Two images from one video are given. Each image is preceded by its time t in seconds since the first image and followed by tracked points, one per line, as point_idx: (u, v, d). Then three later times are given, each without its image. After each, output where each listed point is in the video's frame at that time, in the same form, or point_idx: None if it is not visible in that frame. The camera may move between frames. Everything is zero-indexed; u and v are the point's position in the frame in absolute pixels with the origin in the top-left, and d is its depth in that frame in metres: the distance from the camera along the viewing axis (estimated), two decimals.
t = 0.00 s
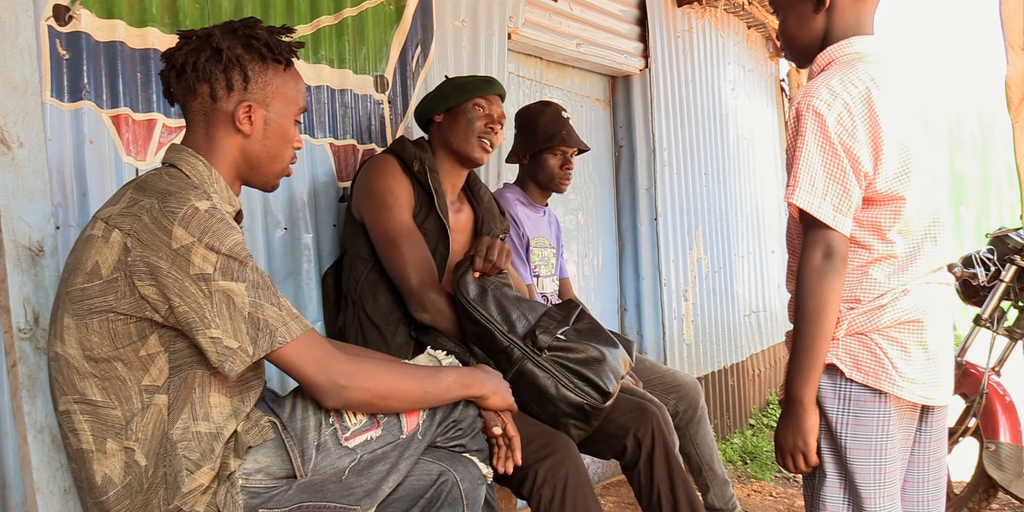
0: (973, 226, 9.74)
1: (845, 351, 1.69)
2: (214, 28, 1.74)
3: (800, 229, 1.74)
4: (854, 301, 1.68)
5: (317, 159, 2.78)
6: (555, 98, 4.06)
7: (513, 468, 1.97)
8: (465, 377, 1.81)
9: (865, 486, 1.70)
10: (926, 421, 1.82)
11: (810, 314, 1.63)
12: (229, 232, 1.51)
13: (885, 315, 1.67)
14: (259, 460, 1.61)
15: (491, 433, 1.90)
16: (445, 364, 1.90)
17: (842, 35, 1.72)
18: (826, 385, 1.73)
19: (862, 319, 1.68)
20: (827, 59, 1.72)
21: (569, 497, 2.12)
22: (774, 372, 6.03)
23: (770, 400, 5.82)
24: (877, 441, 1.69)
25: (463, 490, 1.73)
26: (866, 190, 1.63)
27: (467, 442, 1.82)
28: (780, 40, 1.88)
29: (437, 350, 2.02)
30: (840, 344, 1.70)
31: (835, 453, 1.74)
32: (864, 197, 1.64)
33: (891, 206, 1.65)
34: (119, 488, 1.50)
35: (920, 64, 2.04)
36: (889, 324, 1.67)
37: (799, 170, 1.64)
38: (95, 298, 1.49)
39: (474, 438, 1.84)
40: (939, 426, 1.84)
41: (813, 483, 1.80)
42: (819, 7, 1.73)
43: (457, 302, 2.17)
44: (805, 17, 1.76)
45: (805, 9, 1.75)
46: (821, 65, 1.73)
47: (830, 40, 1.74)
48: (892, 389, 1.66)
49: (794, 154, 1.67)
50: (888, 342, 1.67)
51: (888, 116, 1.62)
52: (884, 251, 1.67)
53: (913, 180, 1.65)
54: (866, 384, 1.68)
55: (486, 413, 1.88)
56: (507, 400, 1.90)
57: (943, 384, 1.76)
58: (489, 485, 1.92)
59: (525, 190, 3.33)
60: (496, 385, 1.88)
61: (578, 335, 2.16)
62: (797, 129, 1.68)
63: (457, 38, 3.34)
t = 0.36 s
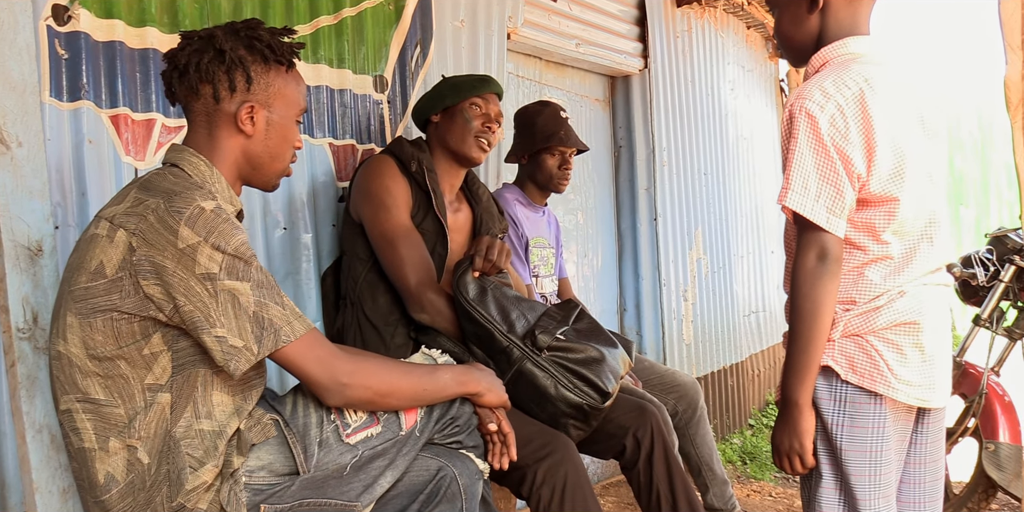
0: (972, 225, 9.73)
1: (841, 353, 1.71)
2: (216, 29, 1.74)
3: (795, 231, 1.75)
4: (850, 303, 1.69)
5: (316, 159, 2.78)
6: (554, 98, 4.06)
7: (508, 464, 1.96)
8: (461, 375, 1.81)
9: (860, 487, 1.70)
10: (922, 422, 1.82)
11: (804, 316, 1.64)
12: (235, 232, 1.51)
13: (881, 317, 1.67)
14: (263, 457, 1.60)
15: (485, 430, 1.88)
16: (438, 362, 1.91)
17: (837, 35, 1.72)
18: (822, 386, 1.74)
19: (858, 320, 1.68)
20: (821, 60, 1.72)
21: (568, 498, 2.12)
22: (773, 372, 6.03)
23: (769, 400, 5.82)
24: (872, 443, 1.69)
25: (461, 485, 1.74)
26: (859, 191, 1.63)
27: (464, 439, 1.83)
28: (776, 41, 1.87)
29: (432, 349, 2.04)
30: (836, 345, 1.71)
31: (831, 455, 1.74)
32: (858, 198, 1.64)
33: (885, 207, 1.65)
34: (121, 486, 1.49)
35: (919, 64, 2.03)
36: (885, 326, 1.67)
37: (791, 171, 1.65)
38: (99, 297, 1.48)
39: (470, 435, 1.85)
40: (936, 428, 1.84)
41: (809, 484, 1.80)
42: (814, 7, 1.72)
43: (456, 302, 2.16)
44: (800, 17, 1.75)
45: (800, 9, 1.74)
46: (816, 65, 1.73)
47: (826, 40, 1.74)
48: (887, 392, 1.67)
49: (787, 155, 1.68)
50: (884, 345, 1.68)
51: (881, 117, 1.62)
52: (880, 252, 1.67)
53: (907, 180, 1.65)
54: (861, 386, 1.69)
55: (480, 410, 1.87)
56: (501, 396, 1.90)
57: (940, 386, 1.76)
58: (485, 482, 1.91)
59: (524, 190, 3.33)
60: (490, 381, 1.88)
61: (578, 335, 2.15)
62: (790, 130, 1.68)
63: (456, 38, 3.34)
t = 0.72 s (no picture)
0: (972, 224, 9.75)
1: (837, 354, 1.73)
2: (220, 38, 1.77)
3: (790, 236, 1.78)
4: (846, 303, 1.72)
5: (318, 161, 2.80)
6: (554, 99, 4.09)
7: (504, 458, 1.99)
8: (458, 371, 1.84)
9: (856, 486, 1.72)
10: (919, 423, 1.84)
11: (799, 320, 1.66)
12: (245, 233, 1.54)
13: (877, 317, 1.69)
14: (272, 452, 1.63)
15: (480, 425, 1.92)
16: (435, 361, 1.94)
17: (830, 39, 1.75)
18: (819, 386, 1.76)
19: (855, 321, 1.71)
20: (814, 64, 1.75)
21: (570, 497, 2.14)
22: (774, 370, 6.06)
23: (770, 398, 5.85)
24: (868, 442, 1.72)
25: (462, 478, 1.77)
26: (853, 196, 1.66)
27: (462, 435, 1.86)
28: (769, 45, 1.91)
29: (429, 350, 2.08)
30: (833, 345, 1.73)
31: (828, 454, 1.77)
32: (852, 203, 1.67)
33: (879, 211, 1.67)
34: (134, 483, 1.51)
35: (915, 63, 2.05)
36: (881, 326, 1.70)
37: (783, 178, 1.68)
38: (113, 297, 1.51)
39: (467, 430, 1.88)
40: (933, 427, 1.86)
41: (807, 483, 1.82)
42: (805, 10, 1.75)
43: (463, 301, 2.20)
44: (793, 20, 1.79)
45: (792, 12, 1.78)
46: (810, 68, 1.76)
47: (818, 42, 1.77)
48: (882, 392, 1.69)
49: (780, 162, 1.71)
50: (880, 345, 1.70)
51: (873, 121, 1.64)
52: (876, 255, 1.70)
53: (902, 182, 1.67)
54: (856, 386, 1.71)
55: (474, 406, 1.89)
56: (496, 392, 1.92)
57: (935, 385, 1.78)
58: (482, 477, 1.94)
59: (524, 191, 3.36)
60: (485, 376, 1.90)
61: (581, 335, 2.18)
62: (783, 137, 1.71)
63: (457, 40, 3.37)
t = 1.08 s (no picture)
0: (973, 225, 9.80)
1: (835, 352, 1.77)
2: (227, 49, 1.82)
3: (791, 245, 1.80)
4: (843, 305, 1.76)
5: (323, 164, 2.84)
6: (555, 102, 4.12)
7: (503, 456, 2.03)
8: (459, 372, 1.88)
9: (854, 484, 1.76)
10: (917, 422, 1.87)
11: (800, 328, 1.70)
12: (257, 237, 1.59)
13: (873, 319, 1.73)
14: (283, 449, 1.67)
15: (480, 424, 1.97)
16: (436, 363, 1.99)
17: (830, 46, 1.78)
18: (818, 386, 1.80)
19: (852, 322, 1.75)
20: (813, 72, 1.78)
21: (572, 497, 2.17)
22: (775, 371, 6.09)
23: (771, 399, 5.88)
24: (865, 441, 1.76)
25: (464, 475, 1.81)
26: (853, 206, 1.69)
27: (463, 434, 1.91)
28: (762, 46, 1.91)
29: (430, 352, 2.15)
30: (830, 346, 1.78)
31: (827, 452, 1.81)
32: (852, 212, 1.70)
33: (878, 218, 1.71)
34: (149, 479, 1.55)
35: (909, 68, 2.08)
36: (876, 327, 1.73)
37: (788, 189, 1.71)
38: (130, 299, 1.55)
39: (468, 430, 1.93)
40: (931, 426, 1.90)
41: (807, 481, 1.86)
42: (810, 16, 1.77)
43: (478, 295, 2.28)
44: (795, 24, 1.79)
45: (796, 16, 1.78)
46: (810, 76, 1.79)
47: (819, 50, 1.80)
48: (879, 391, 1.72)
49: (784, 173, 1.73)
50: (876, 345, 1.73)
51: (873, 130, 1.68)
52: (874, 261, 1.73)
53: (900, 189, 1.70)
54: (854, 386, 1.75)
55: (475, 406, 1.94)
56: (494, 393, 1.96)
57: (932, 386, 1.80)
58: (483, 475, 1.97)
59: (526, 194, 3.40)
60: (484, 377, 1.94)
61: (591, 338, 2.24)
62: (786, 147, 1.74)
63: (459, 44, 3.41)
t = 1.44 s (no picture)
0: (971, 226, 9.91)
1: (830, 351, 1.80)
2: (238, 62, 1.88)
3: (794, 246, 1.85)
4: (839, 305, 1.79)
5: (327, 171, 2.88)
6: (557, 108, 4.17)
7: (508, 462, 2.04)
8: (465, 377, 1.92)
9: (850, 478, 1.79)
10: (914, 420, 1.90)
11: (801, 324, 1.74)
12: (263, 246, 1.63)
13: (867, 318, 1.77)
14: (288, 452, 1.73)
15: (486, 429, 1.98)
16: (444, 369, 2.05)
17: (838, 59, 1.82)
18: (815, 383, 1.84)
19: (846, 322, 1.79)
20: (819, 84, 1.82)
21: (572, 496, 2.21)
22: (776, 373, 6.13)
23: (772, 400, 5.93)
24: (860, 437, 1.79)
25: (469, 479, 1.85)
26: (853, 211, 1.74)
27: (469, 438, 1.94)
28: (770, 55, 1.94)
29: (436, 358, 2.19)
30: (827, 346, 1.81)
31: (823, 449, 1.84)
32: (851, 217, 1.75)
33: (876, 224, 1.75)
34: (159, 480, 1.60)
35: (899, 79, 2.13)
36: (870, 326, 1.77)
37: (794, 191, 1.75)
38: (141, 305, 1.60)
39: (474, 434, 1.96)
40: (928, 425, 1.93)
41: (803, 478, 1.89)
42: (823, 30, 1.80)
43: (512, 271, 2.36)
44: (807, 37, 1.83)
45: (808, 28, 1.82)
46: (814, 87, 1.83)
47: (828, 61, 1.83)
48: (872, 387, 1.76)
49: (789, 177, 1.78)
50: (870, 343, 1.78)
51: (875, 140, 1.73)
52: (869, 265, 1.77)
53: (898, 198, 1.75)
54: (849, 383, 1.78)
55: (480, 411, 1.98)
56: (501, 397, 2.00)
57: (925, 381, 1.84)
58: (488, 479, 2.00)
59: (528, 199, 3.45)
60: (490, 383, 1.98)
61: (607, 340, 2.32)
62: (792, 152, 1.78)
63: (461, 52, 3.46)
